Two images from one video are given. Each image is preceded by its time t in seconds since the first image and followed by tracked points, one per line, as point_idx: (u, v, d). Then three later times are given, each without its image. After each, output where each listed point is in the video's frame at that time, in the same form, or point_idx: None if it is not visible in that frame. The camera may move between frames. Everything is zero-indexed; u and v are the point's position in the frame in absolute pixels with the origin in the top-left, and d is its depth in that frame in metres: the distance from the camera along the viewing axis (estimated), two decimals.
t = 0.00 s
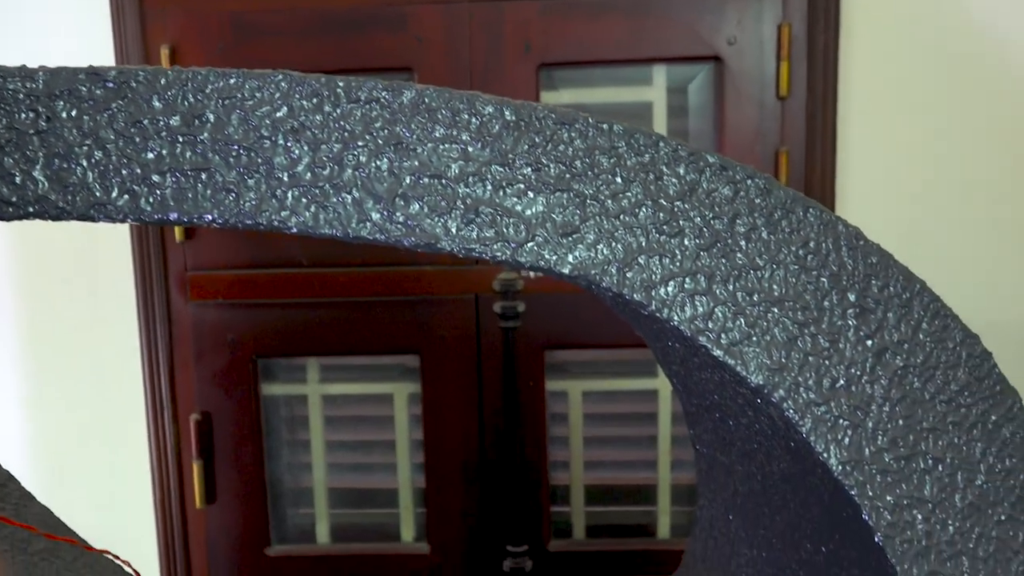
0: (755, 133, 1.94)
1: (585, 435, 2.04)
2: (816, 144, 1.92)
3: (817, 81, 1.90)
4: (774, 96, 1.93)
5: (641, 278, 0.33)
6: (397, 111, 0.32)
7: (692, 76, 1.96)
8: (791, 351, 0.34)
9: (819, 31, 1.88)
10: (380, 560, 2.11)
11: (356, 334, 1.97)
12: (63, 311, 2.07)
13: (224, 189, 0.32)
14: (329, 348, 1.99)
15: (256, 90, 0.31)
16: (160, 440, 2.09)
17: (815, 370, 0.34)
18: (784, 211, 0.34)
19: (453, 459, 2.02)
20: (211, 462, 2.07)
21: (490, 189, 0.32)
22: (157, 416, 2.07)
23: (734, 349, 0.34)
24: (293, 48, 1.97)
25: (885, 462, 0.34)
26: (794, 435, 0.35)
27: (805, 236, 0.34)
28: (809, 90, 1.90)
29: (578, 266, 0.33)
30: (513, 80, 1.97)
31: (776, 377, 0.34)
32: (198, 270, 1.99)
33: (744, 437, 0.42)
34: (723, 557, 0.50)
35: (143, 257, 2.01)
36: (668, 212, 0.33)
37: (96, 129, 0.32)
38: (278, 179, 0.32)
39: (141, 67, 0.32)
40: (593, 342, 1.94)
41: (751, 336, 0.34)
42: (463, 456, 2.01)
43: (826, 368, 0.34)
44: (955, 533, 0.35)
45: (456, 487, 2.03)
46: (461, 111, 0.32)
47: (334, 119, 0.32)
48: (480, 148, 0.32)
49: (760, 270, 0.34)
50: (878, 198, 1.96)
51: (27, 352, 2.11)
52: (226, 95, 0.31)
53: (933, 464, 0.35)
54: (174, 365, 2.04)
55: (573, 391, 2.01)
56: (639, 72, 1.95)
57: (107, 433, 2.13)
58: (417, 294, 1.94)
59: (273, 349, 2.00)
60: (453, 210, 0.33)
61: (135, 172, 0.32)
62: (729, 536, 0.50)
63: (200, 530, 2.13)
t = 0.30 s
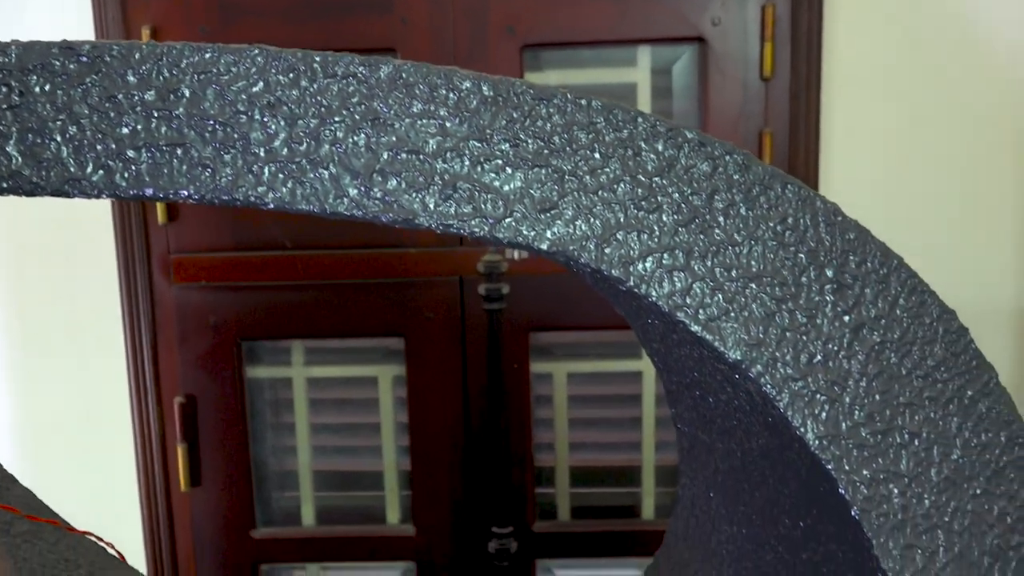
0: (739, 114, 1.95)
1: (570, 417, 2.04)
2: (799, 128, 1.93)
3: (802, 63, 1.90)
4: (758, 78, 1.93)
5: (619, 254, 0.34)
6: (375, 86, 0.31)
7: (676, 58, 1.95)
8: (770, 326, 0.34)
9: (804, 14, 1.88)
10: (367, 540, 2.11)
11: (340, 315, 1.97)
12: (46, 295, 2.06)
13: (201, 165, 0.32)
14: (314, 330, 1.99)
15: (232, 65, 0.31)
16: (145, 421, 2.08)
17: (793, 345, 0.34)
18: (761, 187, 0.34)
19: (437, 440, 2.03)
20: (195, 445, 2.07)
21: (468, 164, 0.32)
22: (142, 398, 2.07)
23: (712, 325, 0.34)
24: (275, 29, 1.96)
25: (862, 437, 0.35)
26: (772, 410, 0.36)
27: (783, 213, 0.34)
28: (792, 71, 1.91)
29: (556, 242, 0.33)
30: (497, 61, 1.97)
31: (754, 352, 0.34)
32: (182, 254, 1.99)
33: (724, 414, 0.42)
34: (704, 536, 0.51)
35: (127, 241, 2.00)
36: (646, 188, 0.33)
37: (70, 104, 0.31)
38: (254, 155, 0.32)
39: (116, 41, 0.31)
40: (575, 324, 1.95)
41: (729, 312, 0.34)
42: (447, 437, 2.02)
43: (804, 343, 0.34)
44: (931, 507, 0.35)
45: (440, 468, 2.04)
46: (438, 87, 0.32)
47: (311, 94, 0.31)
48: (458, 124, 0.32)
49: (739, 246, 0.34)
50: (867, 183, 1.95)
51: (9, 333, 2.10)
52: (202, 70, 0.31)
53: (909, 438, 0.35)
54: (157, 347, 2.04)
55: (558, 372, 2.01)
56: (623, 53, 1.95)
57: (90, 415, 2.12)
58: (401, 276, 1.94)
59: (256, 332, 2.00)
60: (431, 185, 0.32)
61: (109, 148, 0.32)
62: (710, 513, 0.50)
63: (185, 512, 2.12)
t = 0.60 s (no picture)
0: (724, 86, 1.95)
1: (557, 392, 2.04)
2: (785, 105, 1.93)
3: (787, 37, 1.90)
4: (744, 51, 1.93)
5: (600, 219, 0.33)
6: (354, 49, 0.31)
7: (661, 32, 1.94)
8: (751, 291, 0.34)
9: None
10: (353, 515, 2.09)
11: (324, 290, 1.96)
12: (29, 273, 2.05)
13: (177, 128, 0.31)
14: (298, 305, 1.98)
15: (209, 27, 0.31)
16: (130, 399, 2.06)
17: (774, 310, 0.34)
18: (743, 152, 0.34)
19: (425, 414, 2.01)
20: (180, 421, 2.05)
21: (448, 128, 0.32)
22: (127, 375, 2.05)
23: (693, 289, 0.34)
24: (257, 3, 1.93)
25: (842, 400, 0.35)
26: (753, 374, 0.36)
27: (764, 177, 0.34)
28: (778, 43, 1.91)
29: (537, 206, 0.33)
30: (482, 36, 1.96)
31: (735, 317, 0.34)
32: (165, 230, 1.97)
33: (706, 381, 0.42)
34: (688, 504, 0.51)
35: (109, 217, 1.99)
36: (628, 152, 0.33)
37: (45, 67, 0.31)
38: (232, 118, 0.31)
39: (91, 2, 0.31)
40: (563, 298, 1.94)
41: (710, 276, 0.34)
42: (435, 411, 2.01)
43: (785, 308, 0.34)
44: (911, 469, 0.35)
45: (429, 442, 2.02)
46: (418, 50, 0.32)
47: (289, 57, 0.31)
48: (438, 87, 0.32)
49: (720, 211, 0.34)
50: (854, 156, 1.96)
51: None
52: (178, 32, 0.31)
53: (889, 402, 0.35)
54: (142, 323, 2.03)
55: (544, 347, 2.00)
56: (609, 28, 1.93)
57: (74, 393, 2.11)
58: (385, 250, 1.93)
59: (242, 308, 1.98)
60: (411, 148, 0.32)
61: (84, 111, 0.32)
62: (693, 481, 0.50)
63: (172, 489, 2.11)
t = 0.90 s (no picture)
0: (713, 57, 1.94)
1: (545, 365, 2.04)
2: (774, 78, 1.90)
3: (777, 8, 1.87)
4: (733, 23, 1.92)
5: (584, 182, 0.33)
6: (334, 10, 0.31)
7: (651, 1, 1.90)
8: (734, 255, 0.34)
9: None
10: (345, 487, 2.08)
11: (308, 264, 1.93)
12: (8, 247, 1.97)
13: (156, 90, 0.31)
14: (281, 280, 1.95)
15: None
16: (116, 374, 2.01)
17: (758, 275, 0.34)
18: (728, 115, 0.34)
19: (412, 387, 2.00)
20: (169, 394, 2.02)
21: (430, 91, 0.32)
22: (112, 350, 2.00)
23: (676, 253, 0.34)
24: None
25: (825, 364, 0.35)
26: (737, 338, 0.36)
27: (749, 141, 0.34)
28: (767, 15, 1.89)
29: (520, 169, 0.33)
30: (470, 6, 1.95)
31: (718, 281, 0.34)
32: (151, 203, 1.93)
33: (691, 348, 0.43)
34: (673, 473, 0.51)
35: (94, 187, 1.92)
36: (611, 115, 0.33)
37: (19, 27, 0.31)
38: (212, 80, 0.31)
39: None
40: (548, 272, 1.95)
41: (694, 241, 0.34)
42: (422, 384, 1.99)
43: (769, 273, 0.34)
44: (893, 434, 0.35)
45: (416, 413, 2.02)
46: (400, 11, 0.31)
47: (268, 17, 0.31)
48: (420, 49, 0.32)
49: (704, 174, 0.34)
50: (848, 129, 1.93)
51: None
52: None
53: (873, 366, 0.35)
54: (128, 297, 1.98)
55: (529, 324, 2.01)
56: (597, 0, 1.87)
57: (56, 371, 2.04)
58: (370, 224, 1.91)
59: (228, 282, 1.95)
60: (393, 111, 0.32)
61: (61, 71, 0.31)
62: (678, 450, 0.50)
63: (159, 464, 2.08)
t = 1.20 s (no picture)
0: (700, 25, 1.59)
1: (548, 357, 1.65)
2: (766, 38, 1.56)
3: None
4: None
5: (568, 138, 0.33)
6: None
7: None
8: (720, 212, 0.34)
9: None
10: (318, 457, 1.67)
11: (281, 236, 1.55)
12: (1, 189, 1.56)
13: (132, 43, 0.31)
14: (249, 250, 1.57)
15: None
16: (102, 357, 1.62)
17: (742, 231, 0.34)
18: (713, 70, 0.34)
19: (406, 376, 1.61)
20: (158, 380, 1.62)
21: (411, 45, 0.31)
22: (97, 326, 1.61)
23: (662, 210, 0.34)
24: None
25: (810, 322, 0.35)
26: (721, 296, 0.36)
27: (735, 96, 0.34)
28: None
29: (503, 124, 0.33)
30: None
31: (703, 238, 0.34)
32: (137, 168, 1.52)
33: (678, 309, 0.42)
34: (661, 435, 0.52)
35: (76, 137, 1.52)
36: (595, 70, 0.33)
37: None
38: (188, 33, 0.31)
39: None
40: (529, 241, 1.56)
41: (679, 197, 0.34)
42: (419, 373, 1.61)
43: (753, 230, 0.34)
44: (878, 390, 0.35)
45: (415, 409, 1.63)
46: None
47: None
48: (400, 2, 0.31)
49: (689, 130, 0.34)
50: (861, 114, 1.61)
51: None
52: None
53: (858, 323, 0.35)
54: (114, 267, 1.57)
55: (522, 291, 1.61)
56: None
57: (15, 365, 1.66)
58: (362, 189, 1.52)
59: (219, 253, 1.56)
60: (374, 64, 0.32)
61: (35, 25, 0.31)
62: (666, 413, 0.50)
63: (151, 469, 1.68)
